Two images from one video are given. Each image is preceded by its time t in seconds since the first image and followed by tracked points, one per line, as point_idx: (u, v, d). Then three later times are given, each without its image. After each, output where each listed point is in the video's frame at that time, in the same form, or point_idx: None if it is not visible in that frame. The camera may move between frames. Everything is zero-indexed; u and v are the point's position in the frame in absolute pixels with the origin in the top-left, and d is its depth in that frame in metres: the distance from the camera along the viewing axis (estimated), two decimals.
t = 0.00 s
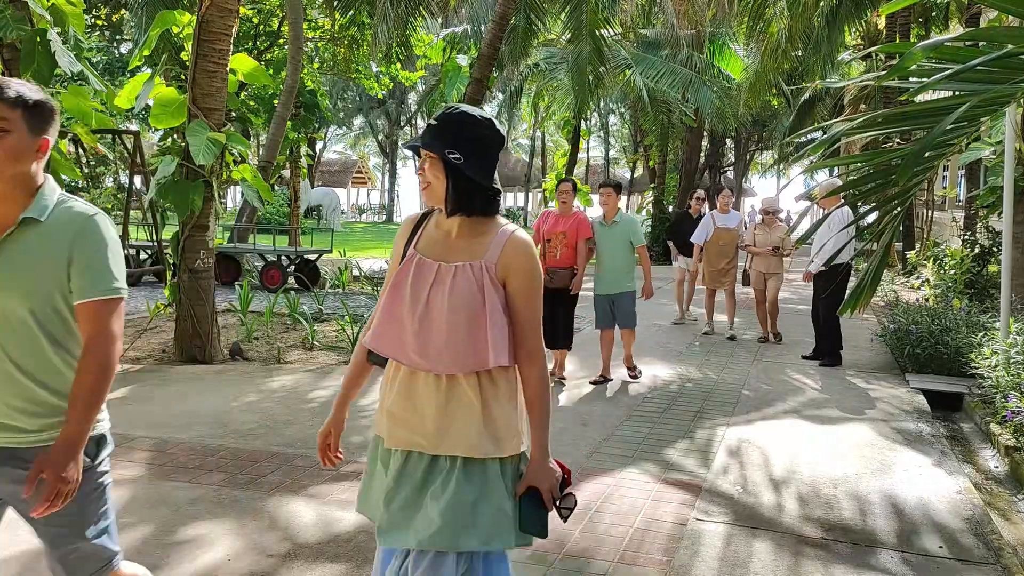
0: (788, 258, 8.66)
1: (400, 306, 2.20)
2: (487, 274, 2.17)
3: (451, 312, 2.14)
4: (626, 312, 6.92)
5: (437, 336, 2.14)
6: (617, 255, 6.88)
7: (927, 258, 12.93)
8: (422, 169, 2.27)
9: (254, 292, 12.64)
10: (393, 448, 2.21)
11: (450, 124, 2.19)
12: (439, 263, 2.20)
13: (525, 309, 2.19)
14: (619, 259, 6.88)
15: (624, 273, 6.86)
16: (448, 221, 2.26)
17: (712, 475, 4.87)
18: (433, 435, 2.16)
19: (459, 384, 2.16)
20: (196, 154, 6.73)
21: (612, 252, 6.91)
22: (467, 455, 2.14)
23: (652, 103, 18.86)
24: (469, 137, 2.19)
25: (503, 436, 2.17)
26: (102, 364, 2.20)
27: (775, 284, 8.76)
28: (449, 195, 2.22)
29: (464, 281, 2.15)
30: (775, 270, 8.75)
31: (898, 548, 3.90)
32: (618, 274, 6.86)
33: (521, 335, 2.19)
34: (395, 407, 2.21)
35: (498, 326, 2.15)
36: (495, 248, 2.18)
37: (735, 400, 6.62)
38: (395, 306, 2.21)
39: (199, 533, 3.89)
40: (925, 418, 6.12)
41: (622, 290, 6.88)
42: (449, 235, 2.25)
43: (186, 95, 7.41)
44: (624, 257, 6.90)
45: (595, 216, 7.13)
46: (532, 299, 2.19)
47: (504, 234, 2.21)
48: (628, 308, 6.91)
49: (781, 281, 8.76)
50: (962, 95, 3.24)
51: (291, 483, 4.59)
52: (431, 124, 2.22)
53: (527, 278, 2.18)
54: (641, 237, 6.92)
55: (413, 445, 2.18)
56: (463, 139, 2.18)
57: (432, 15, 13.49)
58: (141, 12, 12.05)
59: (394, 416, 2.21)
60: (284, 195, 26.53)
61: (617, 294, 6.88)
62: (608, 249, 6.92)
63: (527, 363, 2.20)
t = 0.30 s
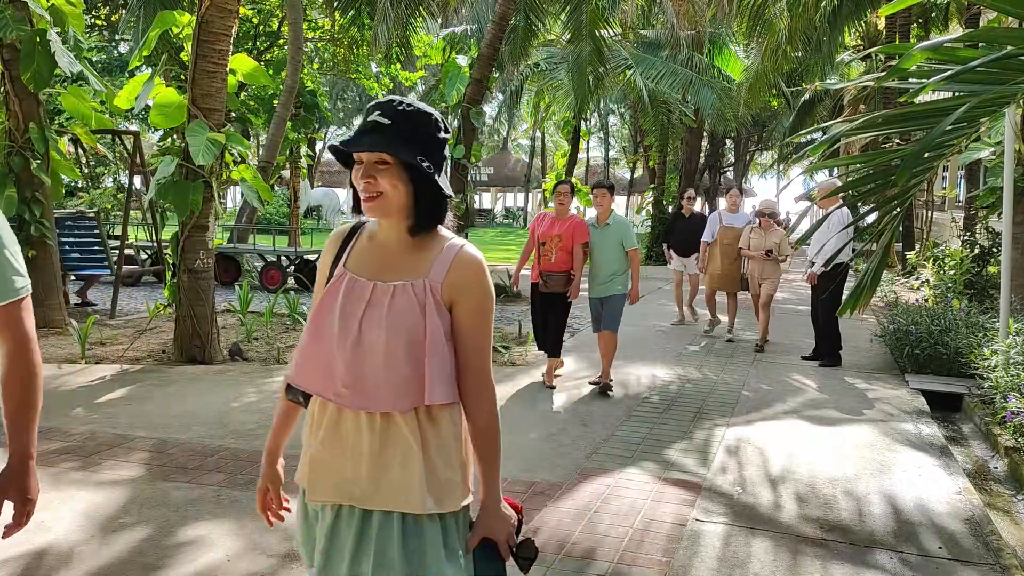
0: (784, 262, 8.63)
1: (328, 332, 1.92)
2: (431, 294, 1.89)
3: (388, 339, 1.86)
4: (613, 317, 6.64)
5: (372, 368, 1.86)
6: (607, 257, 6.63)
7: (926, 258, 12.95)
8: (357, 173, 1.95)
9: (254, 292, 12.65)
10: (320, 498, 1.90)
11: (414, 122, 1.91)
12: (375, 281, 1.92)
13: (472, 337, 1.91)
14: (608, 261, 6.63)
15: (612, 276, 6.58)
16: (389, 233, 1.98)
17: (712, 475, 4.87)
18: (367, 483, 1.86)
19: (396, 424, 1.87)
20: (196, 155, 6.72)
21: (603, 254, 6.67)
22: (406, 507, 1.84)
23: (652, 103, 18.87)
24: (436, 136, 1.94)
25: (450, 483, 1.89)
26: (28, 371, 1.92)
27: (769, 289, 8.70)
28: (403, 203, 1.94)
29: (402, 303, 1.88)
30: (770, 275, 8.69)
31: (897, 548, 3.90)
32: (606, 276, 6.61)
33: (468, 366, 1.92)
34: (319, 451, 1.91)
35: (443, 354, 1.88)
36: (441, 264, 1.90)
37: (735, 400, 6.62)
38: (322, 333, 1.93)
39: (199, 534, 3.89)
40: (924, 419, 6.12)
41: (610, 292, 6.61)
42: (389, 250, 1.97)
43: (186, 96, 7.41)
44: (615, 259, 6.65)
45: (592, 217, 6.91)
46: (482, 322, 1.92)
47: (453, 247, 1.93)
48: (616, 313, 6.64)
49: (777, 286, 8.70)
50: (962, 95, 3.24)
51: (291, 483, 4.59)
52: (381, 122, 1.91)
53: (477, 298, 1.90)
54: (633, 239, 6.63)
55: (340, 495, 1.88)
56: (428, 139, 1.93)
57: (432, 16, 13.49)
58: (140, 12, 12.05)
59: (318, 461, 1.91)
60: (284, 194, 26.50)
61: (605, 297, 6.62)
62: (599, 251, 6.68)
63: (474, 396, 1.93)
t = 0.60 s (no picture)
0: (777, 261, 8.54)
1: (236, 344, 1.58)
2: (354, 299, 1.51)
3: (302, 355, 1.51)
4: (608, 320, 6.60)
5: (285, 389, 1.52)
6: (602, 260, 6.59)
7: (926, 258, 12.96)
8: (270, 155, 1.59)
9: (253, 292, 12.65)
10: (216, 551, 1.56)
11: (344, 92, 1.57)
12: (290, 284, 1.57)
13: (408, 350, 1.52)
14: (603, 264, 6.58)
15: (606, 280, 6.55)
16: (310, 227, 1.62)
17: (712, 474, 4.87)
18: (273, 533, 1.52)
19: (312, 459, 1.52)
20: (195, 155, 6.72)
21: (599, 256, 6.62)
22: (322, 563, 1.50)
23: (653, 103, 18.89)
24: (365, 108, 1.60)
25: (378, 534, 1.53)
26: None
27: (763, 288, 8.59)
28: (332, 189, 1.59)
29: (319, 306, 1.52)
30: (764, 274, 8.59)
31: (896, 548, 3.90)
32: (601, 280, 6.58)
33: (402, 387, 1.53)
34: (217, 492, 1.56)
35: (369, 377, 1.51)
36: (369, 261, 1.53)
37: (735, 401, 6.63)
38: (229, 346, 1.59)
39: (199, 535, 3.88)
40: (924, 418, 6.12)
41: (605, 296, 6.59)
42: (311, 245, 1.62)
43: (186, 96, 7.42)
44: (611, 262, 6.60)
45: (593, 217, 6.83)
46: (421, 336, 1.52)
47: (387, 239, 1.55)
48: (610, 316, 6.59)
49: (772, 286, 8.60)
50: (962, 97, 3.24)
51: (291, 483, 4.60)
52: (300, 93, 1.56)
53: (411, 305, 1.51)
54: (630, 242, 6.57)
55: (241, 547, 1.54)
56: (357, 112, 1.58)
57: (431, 16, 13.49)
58: (140, 12, 12.03)
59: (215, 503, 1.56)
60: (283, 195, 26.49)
61: (599, 300, 6.60)
62: (595, 253, 6.63)
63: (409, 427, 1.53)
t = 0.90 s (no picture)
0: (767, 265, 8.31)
1: (55, 402, 1.25)
2: (209, 349, 1.20)
3: (140, 423, 1.20)
4: (611, 322, 6.59)
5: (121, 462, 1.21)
6: (604, 262, 6.53)
7: (927, 259, 12.93)
8: (125, 156, 1.29)
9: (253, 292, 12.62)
10: None
11: (225, 84, 1.30)
12: (135, 322, 1.26)
13: (285, 403, 1.23)
14: (605, 265, 6.53)
15: (609, 281, 6.51)
16: (163, 246, 1.32)
17: (713, 475, 4.85)
18: None
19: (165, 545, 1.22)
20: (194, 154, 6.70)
21: (600, 258, 6.57)
22: None
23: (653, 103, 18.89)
24: (243, 105, 1.33)
25: None
26: None
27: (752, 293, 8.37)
28: (202, 201, 1.31)
29: (169, 351, 1.20)
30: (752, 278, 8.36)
31: (898, 549, 3.87)
32: (604, 282, 6.53)
33: (278, 447, 1.24)
34: None
35: (231, 445, 1.22)
36: (238, 290, 1.22)
37: (736, 401, 6.60)
38: (52, 398, 1.26)
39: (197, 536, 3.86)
40: (925, 419, 6.10)
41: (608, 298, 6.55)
42: (164, 269, 1.31)
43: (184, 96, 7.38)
44: (612, 263, 6.55)
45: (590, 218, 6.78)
46: (296, 387, 1.23)
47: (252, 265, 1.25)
48: (612, 317, 6.58)
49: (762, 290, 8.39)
50: (963, 96, 3.21)
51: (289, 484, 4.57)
52: (171, 77, 1.25)
53: (290, 343, 1.21)
54: (632, 242, 6.54)
55: None
56: (233, 106, 1.31)
57: (431, 15, 13.44)
58: (138, 12, 12.00)
59: None
60: (283, 195, 26.45)
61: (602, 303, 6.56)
62: (595, 254, 6.57)
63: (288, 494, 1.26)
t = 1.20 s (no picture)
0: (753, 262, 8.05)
1: None
2: (5, 393, 0.96)
3: None
4: (610, 325, 6.53)
5: None
6: (606, 265, 6.43)
7: (927, 259, 12.93)
8: None
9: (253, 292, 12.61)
10: None
11: (10, 17, 0.95)
12: None
13: (110, 460, 1.00)
14: (607, 270, 6.44)
15: (611, 285, 6.43)
16: None
17: (714, 475, 4.86)
18: None
19: None
20: (194, 155, 6.70)
21: (600, 261, 6.46)
22: None
23: (653, 103, 18.89)
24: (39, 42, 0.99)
25: None
26: None
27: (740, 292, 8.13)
28: None
29: None
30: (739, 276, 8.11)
31: (899, 549, 3.88)
32: (605, 286, 6.44)
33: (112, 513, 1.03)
34: None
35: (48, 506, 1.01)
36: (35, 322, 0.95)
37: (736, 401, 6.61)
38: None
39: (198, 536, 3.87)
40: (925, 419, 6.10)
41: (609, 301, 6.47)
42: None
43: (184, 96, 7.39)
44: (611, 267, 6.46)
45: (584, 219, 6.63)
46: (122, 437, 0.99)
47: (60, 274, 0.98)
48: (612, 320, 6.52)
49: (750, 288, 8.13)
50: (962, 96, 3.22)
51: (290, 484, 4.58)
52: None
53: (114, 390, 0.97)
54: (632, 246, 6.47)
55: None
56: (22, 48, 0.97)
57: (431, 15, 13.45)
58: (138, 12, 12.00)
59: None
60: (283, 195, 26.47)
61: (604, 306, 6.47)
62: (594, 257, 6.46)
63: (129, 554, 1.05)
